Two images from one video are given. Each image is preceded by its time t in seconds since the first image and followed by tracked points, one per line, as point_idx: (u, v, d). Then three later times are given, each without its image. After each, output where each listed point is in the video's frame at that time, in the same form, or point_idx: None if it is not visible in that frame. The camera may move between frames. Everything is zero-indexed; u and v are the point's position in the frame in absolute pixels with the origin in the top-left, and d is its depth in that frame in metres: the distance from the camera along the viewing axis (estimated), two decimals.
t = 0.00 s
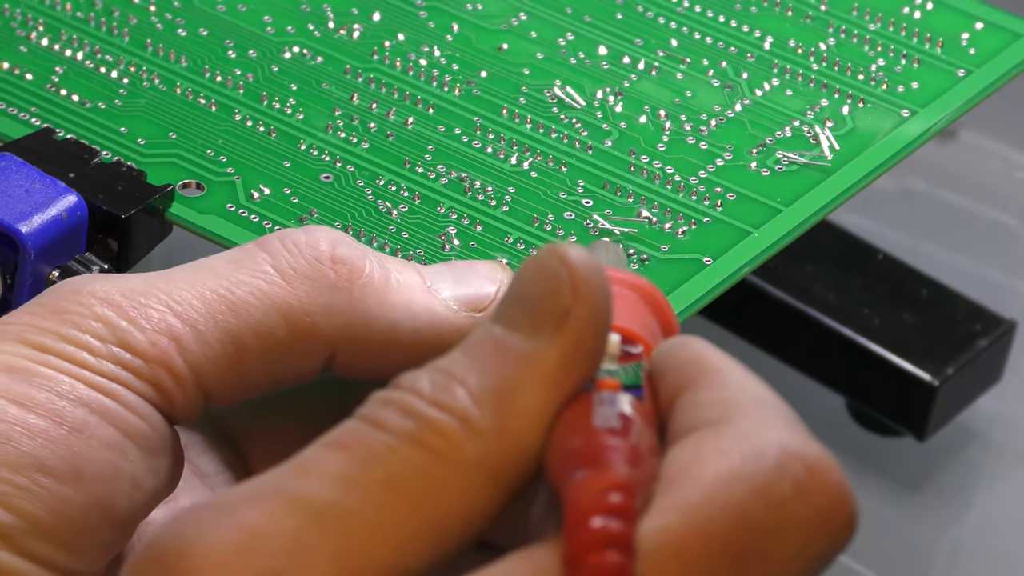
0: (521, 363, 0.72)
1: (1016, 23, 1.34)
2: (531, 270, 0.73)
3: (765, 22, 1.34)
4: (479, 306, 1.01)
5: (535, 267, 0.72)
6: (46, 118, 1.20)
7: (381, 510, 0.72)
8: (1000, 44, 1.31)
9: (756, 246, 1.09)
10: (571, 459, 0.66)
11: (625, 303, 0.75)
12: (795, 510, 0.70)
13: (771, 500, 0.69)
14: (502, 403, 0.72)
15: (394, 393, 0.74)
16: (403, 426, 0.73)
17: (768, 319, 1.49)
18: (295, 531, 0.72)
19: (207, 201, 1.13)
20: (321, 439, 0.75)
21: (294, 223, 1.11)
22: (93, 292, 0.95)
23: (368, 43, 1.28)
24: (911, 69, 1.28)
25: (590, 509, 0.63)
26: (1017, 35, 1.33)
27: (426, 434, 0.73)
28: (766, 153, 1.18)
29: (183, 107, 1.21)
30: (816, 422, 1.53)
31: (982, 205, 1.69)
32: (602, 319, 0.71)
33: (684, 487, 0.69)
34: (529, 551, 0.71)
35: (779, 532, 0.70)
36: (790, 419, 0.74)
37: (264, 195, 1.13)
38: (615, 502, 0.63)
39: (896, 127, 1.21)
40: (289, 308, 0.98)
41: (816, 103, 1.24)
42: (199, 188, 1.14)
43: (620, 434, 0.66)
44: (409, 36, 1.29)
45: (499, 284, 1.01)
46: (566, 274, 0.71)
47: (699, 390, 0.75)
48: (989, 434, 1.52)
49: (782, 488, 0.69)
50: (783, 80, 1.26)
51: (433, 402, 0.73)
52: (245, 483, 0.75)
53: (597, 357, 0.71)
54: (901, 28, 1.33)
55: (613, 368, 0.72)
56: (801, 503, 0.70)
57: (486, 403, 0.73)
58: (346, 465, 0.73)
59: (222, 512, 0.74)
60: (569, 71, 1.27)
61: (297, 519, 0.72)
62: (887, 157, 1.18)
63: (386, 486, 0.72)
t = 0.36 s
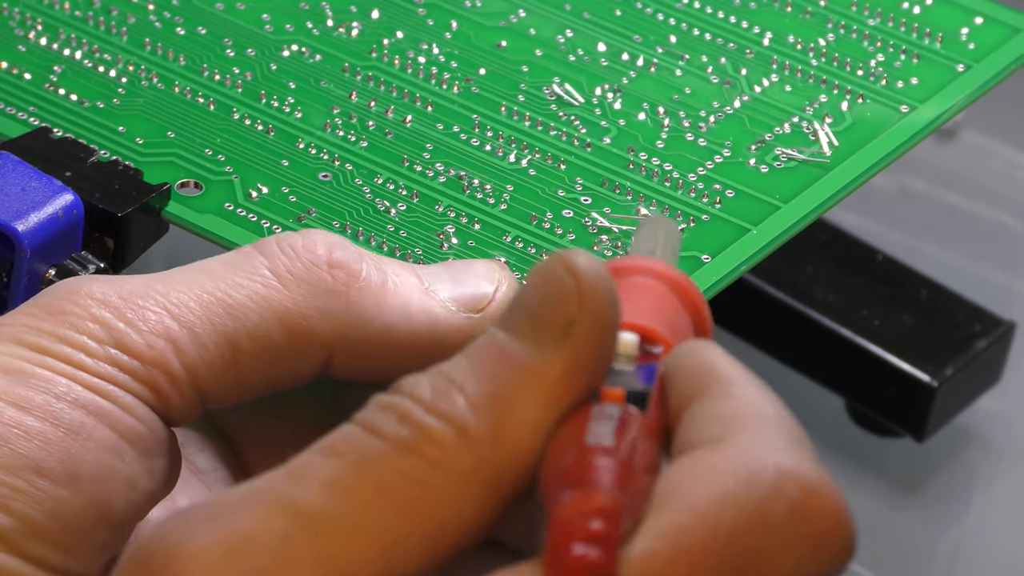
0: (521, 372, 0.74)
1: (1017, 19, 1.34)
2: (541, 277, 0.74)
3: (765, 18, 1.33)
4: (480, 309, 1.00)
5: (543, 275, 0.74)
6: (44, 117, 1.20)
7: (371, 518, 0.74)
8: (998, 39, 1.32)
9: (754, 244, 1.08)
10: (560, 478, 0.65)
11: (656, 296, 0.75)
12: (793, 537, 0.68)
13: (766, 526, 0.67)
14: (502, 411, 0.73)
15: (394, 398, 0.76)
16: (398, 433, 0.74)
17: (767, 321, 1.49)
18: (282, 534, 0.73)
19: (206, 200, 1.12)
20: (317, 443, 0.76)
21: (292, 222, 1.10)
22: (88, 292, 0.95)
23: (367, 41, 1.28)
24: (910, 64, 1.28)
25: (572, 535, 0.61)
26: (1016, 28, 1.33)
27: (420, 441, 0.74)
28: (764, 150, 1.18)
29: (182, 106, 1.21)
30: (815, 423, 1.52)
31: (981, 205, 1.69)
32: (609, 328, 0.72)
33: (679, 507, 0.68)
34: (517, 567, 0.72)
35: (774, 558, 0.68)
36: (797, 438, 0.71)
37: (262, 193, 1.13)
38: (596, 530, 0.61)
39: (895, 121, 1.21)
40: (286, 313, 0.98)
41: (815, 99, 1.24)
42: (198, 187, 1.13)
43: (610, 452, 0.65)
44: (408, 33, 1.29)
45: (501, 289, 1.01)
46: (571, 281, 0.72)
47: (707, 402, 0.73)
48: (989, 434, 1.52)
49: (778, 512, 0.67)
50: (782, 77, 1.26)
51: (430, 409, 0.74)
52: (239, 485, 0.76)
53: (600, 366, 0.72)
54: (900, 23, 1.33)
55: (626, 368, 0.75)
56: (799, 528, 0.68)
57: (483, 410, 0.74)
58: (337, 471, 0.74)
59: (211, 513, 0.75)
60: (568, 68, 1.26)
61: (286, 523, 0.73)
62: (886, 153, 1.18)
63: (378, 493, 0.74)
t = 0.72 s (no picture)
0: (536, 409, 0.74)
1: (1020, 20, 1.33)
2: (557, 317, 0.76)
3: (767, 19, 1.33)
4: (482, 312, 0.97)
5: (562, 315, 0.75)
6: (45, 118, 1.20)
7: (387, 555, 0.74)
8: (1000, 41, 1.31)
9: (757, 247, 1.08)
10: (582, 510, 0.68)
11: (643, 343, 0.75)
12: (805, 570, 0.72)
13: (783, 559, 0.71)
14: (517, 447, 0.74)
15: (406, 430, 0.76)
16: (413, 466, 0.75)
17: (767, 321, 1.49)
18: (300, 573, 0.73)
19: (209, 202, 1.12)
20: (329, 476, 0.76)
21: (295, 224, 1.10)
22: (93, 298, 0.97)
23: (369, 42, 1.28)
24: (912, 66, 1.28)
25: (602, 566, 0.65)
26: (1018, 30, 1.32)
27: (435, 476, 0.74)
28: (767, 152, 1.18)
29: (184, 107, 1.21)
30: (814, 424, 1.53)
31: (981, 205, 1.69)
32: (623, 368, 0.72)
33: (696, 541, 0.70)
34: None
35: None
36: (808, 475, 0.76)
37: (265, 195, 1.12)
38: (626, 556, 0.65)
39: (898, 123, 1.21)
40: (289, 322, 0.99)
41: (816, 101, 1.24)
42: (201, 189, 1.13)
43: (631, 485, 0.67)
44: (409, 34, 1.29)
45: (503, 288, 0.99)
46: (589, 321, 0.74)
47: (714, 441, 0.77)
48: (989, 434, 1.52)
49: (794, 546, 0.72)
50: (784, 78, 1.26)
51: (445, 442, 0.75)
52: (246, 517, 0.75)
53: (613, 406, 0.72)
54: (902, 24, 1.33)
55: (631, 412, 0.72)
56: (809, 563, 0.72)
57: (499, 445, 0.75)
58: (351, 505, 0.74)
59: (221, 549, 0.74)
60: (570, 70, 1.26)
61: (303, 560, 0.73)
62: (889, 155, 1.18)
63: (392, 528, 0.74)
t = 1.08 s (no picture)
0: (530, 413, 0.77)
1: (1016, 16, 1.34)
2: (552, 321, 0.78)
3: (768, 18, 1.33)
4: (484, 311, 0.98)
5: (560, 319, 0.77)
6: (47, 118, 1.20)
7: (382, 558, 0.75)
8: (1002, 38, 1.31)
9: (758, 246, 1.08)
10: (576, 517, 0.70)
11: (642, 349, 0.78)
12: None
13: (776, 565, 0.72)
14: (510, 451, 0.76)
15: (400, 432, 0.78)
16: (407, 469, 0.76)
17: (767, 322, 1.49)
18: None
19: (211, 203, 1.12)
20: (324, 479, 0.78)
21: (298, 224, 1.10)
22: (93, 297, 0.97)
23: (370, 42, 1.28)
24: (913, 64, 1.28)
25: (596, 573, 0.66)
26: (1018, 28, 1.32)
27: (429, 479, 0.76)
28: (769, 150, 1.18)
29: (185, 108, 1.21)
30: (815, 424, 1.53)
31: (981, 205, 1.69)
32: (619, 374, 0.75)
33: (690, 549, 0.71)
34: None
35: None
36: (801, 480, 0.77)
37: (267, 196, 1.12)
38: (618, 565, 0.66)
39: (899, 121, 1.21)
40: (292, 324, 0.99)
41: (818, 100, 1.24)
42: (202, 190, 1.13)
43: (624, 492, 0.69)
44: (410, 35, 1.29)
45: (507, 288, 0.99)
46: (586, 327, 0.76)
47: (707, 447, 0.78)
48: (989, 434, 1.52)
49: (788, 553, 0.73)
50: (786, 77, 1.26)
51: (439, 446, 0.77)
52: (242, 519, 0.77)
53: (609, 412, 0.75)
54: (903, 23, 1.33)
55: (626, 416, 0.76)
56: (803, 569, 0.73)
57: (492, 449, 0.76)
58: (345, 507, 0.76)
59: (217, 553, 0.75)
60: (571, 69, 1.26)
61: (299, 563, 0.74)
62: (890, 154, 1.18)
63: (386, 531, 0.76)
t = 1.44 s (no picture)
0: (541, 406, 0.79)
1: (1013, 47, 1.35)
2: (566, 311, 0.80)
3: (766, 40, 1.33)
4: (477, 322, 0.98)
5: (571, 306, 0.80)
6: (47, 113, 1.20)
7: (390, 554, 0.78)
8: (997, 69, 1.33)
9: (757, 274, 1.09)
10: (583, 518, 0.72)
11: (659, 326, 0.81)
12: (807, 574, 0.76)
13: (781, 565, 0.75)
14: (519, 443, 0.79)
15: (411, 424, 0.80)
16: (415, 462, 0.79)
17: (766, 321, 1.49)
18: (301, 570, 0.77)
19: (211, 209, 1.12)
20: (332, 472, 0.81)
21: (297, 234, 1.11)
22: (95, 319, 0.97)
23: (370, 46, 1.28)
24: (909, 91, 1.29)
25: None
26: (1012, 59, 1.34)
27: (437, 473, 0.79)
28: (766, 177, 1.18)
29: (186, 107, 1.21)
30: (815, 424, 1.53)
31: (982, 205, 1.69)
32: (630, 366, 0.77)
33: (697, 549, 0.75)
34: None
35: None
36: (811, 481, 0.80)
37: (267, 203, 1.13)
38: (623, 571, 0.68)
39: (895, 152, 1.22)
40: (292, 359, 1.00)
41: (814, 125, 1.24)
42: (203, 195, 1.14)
43: (633, 492, 0.70)
44: (411, 40, 1.29)
45: (496, 294, 0.99)
46: (599, 320, 0.78)
47: (718, 439, 0.82)
48: (990, 434, 1.52)
49: (793, 555, 0.75)
50: (783, 100, 1.26)
51: (450, 439, 0.79)
52: (250, 511, 0.80)
53: (620, 404, 0.78)
54: (901, 48, 1.34)
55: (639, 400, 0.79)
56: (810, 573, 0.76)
57: (502, 441, 0.79)
58: (353, 499, 0.79)
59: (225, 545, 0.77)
60: (571, 84, 1.27)
61: (304, 558, 0.77)
62: (887, 184, 1.18)
63: (394, 526, 0.78)
